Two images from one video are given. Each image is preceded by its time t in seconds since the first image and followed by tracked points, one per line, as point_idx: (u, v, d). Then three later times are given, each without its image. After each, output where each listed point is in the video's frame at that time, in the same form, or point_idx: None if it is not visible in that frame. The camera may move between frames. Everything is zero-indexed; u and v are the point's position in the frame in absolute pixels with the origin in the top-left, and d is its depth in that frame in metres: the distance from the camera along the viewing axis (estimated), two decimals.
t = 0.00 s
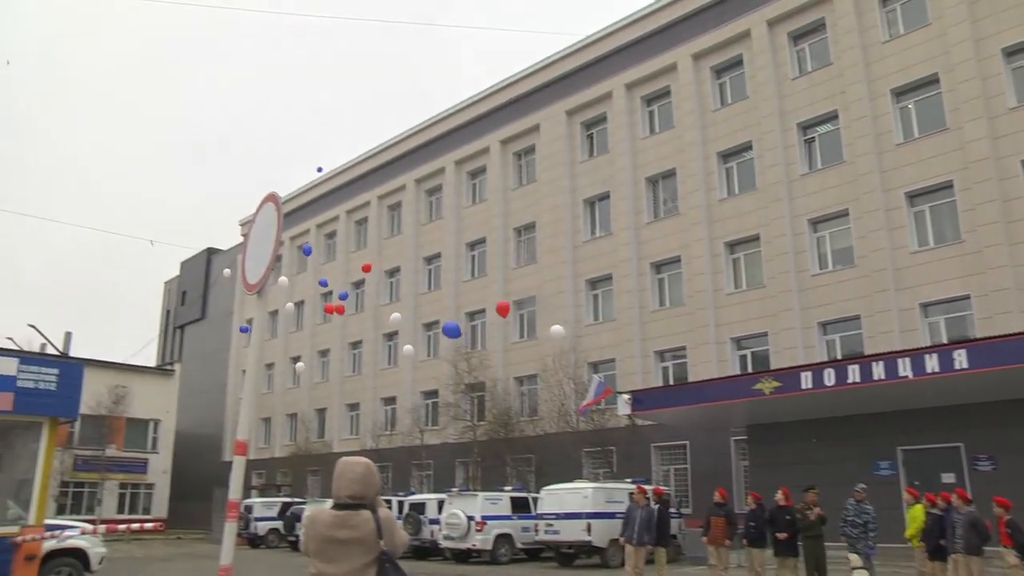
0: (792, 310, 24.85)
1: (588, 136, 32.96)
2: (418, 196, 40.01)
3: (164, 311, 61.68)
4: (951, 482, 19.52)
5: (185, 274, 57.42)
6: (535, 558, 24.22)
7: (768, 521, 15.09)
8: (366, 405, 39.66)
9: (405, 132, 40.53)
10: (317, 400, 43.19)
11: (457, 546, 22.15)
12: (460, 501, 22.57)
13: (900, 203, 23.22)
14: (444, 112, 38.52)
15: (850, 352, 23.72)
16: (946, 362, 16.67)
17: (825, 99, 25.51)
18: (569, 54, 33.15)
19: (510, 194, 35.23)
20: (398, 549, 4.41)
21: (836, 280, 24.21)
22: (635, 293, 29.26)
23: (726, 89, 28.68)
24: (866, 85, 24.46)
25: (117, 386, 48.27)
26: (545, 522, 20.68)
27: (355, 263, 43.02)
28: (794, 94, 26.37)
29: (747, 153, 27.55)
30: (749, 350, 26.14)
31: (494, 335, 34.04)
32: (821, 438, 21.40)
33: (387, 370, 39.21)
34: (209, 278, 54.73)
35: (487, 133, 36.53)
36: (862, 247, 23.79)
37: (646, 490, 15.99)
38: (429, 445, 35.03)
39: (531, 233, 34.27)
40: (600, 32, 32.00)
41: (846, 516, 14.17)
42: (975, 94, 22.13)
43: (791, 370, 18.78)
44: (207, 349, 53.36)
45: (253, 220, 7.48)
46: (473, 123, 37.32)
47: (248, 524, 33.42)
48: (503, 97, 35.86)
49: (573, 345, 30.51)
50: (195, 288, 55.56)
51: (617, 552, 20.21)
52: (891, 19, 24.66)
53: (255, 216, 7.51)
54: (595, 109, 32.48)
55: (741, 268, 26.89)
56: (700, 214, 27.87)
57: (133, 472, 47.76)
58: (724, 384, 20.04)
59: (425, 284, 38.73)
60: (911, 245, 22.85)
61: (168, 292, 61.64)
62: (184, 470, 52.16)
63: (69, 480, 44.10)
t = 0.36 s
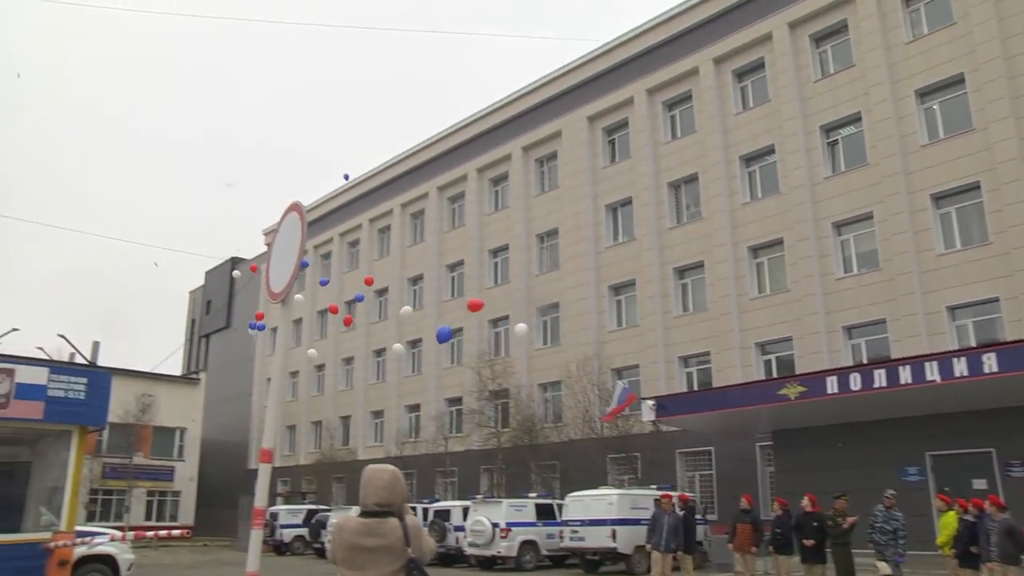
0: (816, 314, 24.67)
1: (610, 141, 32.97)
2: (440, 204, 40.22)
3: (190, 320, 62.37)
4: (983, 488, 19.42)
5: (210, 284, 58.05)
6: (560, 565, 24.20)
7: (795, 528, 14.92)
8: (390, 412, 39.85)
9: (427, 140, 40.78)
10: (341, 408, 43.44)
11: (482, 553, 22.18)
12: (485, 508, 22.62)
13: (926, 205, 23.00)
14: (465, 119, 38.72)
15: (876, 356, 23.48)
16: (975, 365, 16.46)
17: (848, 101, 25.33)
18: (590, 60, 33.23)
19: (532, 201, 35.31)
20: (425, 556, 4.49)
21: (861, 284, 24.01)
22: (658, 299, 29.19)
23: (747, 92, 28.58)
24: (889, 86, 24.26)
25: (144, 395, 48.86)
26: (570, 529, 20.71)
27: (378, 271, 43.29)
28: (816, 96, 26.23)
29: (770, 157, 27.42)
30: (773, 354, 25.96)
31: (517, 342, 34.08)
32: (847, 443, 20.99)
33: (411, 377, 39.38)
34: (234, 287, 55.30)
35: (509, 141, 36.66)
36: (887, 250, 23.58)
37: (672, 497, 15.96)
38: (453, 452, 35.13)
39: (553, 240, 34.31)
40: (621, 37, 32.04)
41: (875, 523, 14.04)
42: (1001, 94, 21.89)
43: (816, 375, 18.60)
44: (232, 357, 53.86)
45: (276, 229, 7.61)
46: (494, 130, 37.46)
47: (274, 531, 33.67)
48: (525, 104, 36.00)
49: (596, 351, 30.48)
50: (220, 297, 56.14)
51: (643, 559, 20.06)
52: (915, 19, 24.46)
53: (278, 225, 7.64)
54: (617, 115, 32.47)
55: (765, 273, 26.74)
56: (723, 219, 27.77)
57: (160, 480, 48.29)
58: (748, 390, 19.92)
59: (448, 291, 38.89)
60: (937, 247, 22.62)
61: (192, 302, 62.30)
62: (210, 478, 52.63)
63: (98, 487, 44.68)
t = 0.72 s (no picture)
0: (841, 318, 24.48)
1: (631, 146, 32.96)
2: (462, 211, 40.38)
3: (215, 329, 62.98)
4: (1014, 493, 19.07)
5: (234, 292, 58.60)
6: (585, 571, 24.15)
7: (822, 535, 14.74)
8: (414, 419, 40.01)
9: (448, 147, 40.99)
10: (365, 415, 43.66)
11: (507, 559, 22.24)
12: (509, 515, 22.69)
13: (951, 206, 22.75)
14: (486, 127, 38.88)
15: (902, 359, 23.23)
16: (1004, 368, 16.24)
17: (871, 102, 25.14)
18: (610, 65, 33.27)
19: (554, 207, 35.36)
20: (450, 563, 4.52)
21: (885, 286, 23.79)
22: (681, 304, 29.10)
23: (769, 95, 28.47)
24: (912, 86, 24.04)
25: (169, 402, 49.43)
26: (595, 535, 20.72)
27: (401, 278, 43.54)
28: (838, 98, 26.06)
29: (792, 159, 27.28)
30: (797, 359, 25.77)
31: (541, 348, 34.10)
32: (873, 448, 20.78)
33: (435, 384, 39.52)
34: (257, 296, 55.78)
35: (530, 147, 36.76)
36: (912, 252, 23.35)
37: (699, 504, 15.88)
38: (477, 458, 35.21)
39: (575, 245, 34.32)
40: (641, 42, 32.04)
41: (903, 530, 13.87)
42: None
43: (841, 380, 18.45)
44: (257, 365, 54.32)
45: (300, 238, 7.72)
46: (515, 137, 37.57)
47: (299, 537, 33.89)
48: (545, 111, 36.09)
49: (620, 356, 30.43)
50: (244, 305, 56.66)
51: (669, 565, 19.73)
52: (939, 18, 24.24)
53: (301, 234, 7.75)
54: (638, 119, 32.45)
55: (789, 276, 26.58)
56: (745, 222, 27.66)
57: (187, 487, 48.78)
58: (773, 394, 19.78)
59: (471, 298, 39.00)
60: (963, 249, 22.36)
61: (217, 310, 62.94)
62: (236, 485, 53.06)
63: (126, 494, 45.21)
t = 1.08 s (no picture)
0: (869, 321, 24.18)
1: (655, 151, 32.87)
2: (488, 218, 40.50)
3: (242, 338, 63.57)
4: None
5: (261, 301, 59.16)
6: None
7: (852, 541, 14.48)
8: (441, 426, 40.10)
9: (472, 155, 41.16)
10: (392, 423, 43.82)
11: (534, 566, 22.15)
12: (537, 522, 22.63)
13: (981, 207, 22.42)
14: (510, 134, 38.99)
15: (933, 363, 22.90)
16: None
17: (897, 103, 24.87)
18: (632, 71, 33.24)
19: (579, 213, 35.33)
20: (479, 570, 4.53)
21: (914, 289, 23.48)
22: (708, 309, 28.92)
23: (794, 97, 28.27)
24: (940, 85, 23.75)
25: (198, 411, 49.96)
26: (623, 542, 20.62)
27: (427, 286, 43.73)
28: (864, 99, 25.80)
29: (818, 162, 27.05)
30: (826, 363, 25.49)
31: (567, 355, 34.04)
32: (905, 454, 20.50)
33: (461, 391, 39.60)
34: (285, 305, 56.27)
35: (554, 153, 36.80)
36: (941, 254, 23.05)
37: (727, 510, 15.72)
38: (505, 465, 35.20)
39: (601, 251, 34.24)
40: (664, 46, 32.00)
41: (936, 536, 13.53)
42: None
43: (869, 384, 18.22)
44: (285, 374, 54.75)
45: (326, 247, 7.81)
46: (540, 143, 37.63)
47: (327, 545, 34.04)
48: (569, 117, 36.14)
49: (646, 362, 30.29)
50: (272, 314, 57.17)
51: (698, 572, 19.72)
52: (967, 17, 23.94)
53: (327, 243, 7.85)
54: (662, 124, 32.36)
55: (816, 280, 26.33)
56: (772, 226, 27.45)
57: (217, 495, 49.24)
58: (801, 399, 19.58)
59: (497, 305, 39.05)
60: (995, 250, 22.02)
61: (244, 319, 63.55)
62: (265, 493, 53.45)
63: (157, 502, 45.96)
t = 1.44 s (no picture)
0: (900, 325, 23.86)
1: (681, 156, 32.75)
2: (514, 225, 40.57)
3: (271, 347, 64.14)
4: None
5: (290, 310, 59.72)
6: None
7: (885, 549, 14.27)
8: (469, 433, 40.17)
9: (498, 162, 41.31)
10: (421, 430, 43.96)
11: (563, 573, 22.14)
12: (566, 528, 22.61)
13: (1014, 207, 22.04)
14: (534, 141, 39.08)
15: (965, 367, 22.53)
16: None
17: (925, 103, 24.56)
18: (657, 76, 33.19)
19: (605, 219, 35.29)
20: None
21: (945, 291, 23.14)
22: (736, 314, 28.71)
23: (820, 99, 28.03)
24: (970, 84, 23.42)
25: (228, 420, 50.49)
26: (653, 549, 20.53)
27: (454, 294, 43.89)
28: (892, 99, 25.51)
29: (845, 164, 26.79)
30: (855, 367, 25.19)
31: (595, 361, 33.95)
32: (938, 459, 20.17)
33: (489, 399, 39.64)
34: (313, 314, 56.75)
35: (580, 159, 36.79)
36: (972, 256, 22.71)
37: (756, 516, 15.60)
38: (533, 472, 35.16)
39: (628, 257, 34.15)
40: (688, 51, 31.93)
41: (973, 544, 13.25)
42: None
43: (901, 389, 17.96)
44: (314, 382, 55.21)
45: (353, 255, 7.91)
46: (565, 150, 37.66)
47: (357, 552, 34.21)
48: (593, 124, 36.15)
49: (675, 368, 30.13)
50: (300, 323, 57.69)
51: None
52: (997, 14, 23.60)
53: (354, 252, 7.93)
54: (688, 129, 32.25)
55: (844, 283, 26.05)
56: (799, 229, 27.21)
57: (247, 502, 49.68)
58: (831, 404, 19.38)
59: (524, 312, 39.09)
60: None
61: (272, 328, 64.18)
62: (295, 500, 53.84)
63: (188, 509, 46.64)
